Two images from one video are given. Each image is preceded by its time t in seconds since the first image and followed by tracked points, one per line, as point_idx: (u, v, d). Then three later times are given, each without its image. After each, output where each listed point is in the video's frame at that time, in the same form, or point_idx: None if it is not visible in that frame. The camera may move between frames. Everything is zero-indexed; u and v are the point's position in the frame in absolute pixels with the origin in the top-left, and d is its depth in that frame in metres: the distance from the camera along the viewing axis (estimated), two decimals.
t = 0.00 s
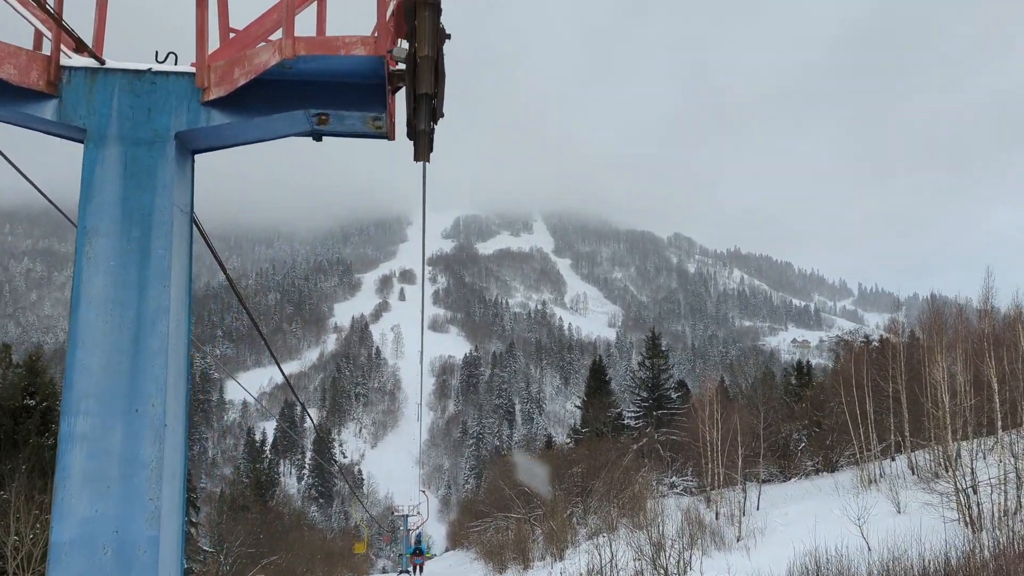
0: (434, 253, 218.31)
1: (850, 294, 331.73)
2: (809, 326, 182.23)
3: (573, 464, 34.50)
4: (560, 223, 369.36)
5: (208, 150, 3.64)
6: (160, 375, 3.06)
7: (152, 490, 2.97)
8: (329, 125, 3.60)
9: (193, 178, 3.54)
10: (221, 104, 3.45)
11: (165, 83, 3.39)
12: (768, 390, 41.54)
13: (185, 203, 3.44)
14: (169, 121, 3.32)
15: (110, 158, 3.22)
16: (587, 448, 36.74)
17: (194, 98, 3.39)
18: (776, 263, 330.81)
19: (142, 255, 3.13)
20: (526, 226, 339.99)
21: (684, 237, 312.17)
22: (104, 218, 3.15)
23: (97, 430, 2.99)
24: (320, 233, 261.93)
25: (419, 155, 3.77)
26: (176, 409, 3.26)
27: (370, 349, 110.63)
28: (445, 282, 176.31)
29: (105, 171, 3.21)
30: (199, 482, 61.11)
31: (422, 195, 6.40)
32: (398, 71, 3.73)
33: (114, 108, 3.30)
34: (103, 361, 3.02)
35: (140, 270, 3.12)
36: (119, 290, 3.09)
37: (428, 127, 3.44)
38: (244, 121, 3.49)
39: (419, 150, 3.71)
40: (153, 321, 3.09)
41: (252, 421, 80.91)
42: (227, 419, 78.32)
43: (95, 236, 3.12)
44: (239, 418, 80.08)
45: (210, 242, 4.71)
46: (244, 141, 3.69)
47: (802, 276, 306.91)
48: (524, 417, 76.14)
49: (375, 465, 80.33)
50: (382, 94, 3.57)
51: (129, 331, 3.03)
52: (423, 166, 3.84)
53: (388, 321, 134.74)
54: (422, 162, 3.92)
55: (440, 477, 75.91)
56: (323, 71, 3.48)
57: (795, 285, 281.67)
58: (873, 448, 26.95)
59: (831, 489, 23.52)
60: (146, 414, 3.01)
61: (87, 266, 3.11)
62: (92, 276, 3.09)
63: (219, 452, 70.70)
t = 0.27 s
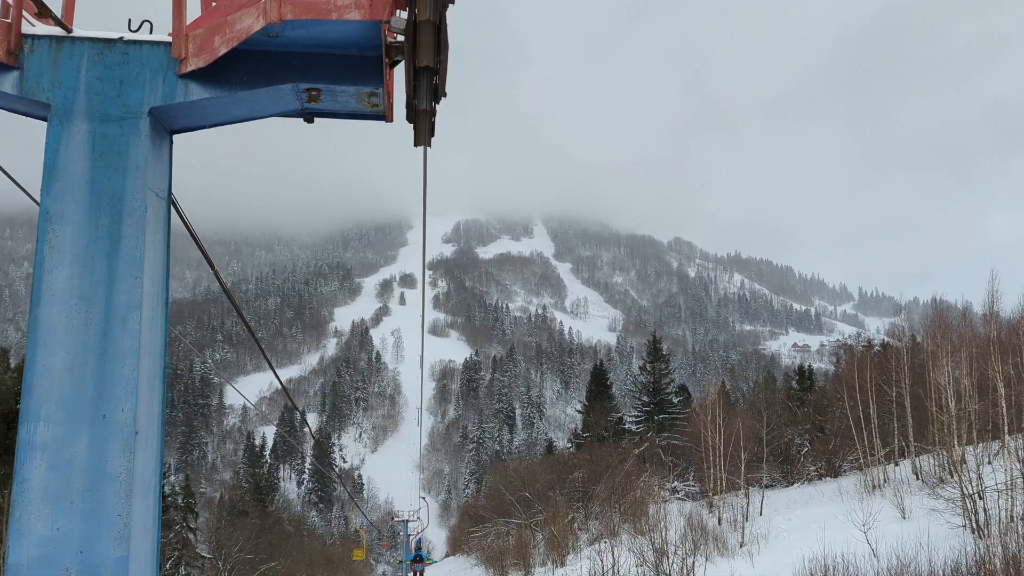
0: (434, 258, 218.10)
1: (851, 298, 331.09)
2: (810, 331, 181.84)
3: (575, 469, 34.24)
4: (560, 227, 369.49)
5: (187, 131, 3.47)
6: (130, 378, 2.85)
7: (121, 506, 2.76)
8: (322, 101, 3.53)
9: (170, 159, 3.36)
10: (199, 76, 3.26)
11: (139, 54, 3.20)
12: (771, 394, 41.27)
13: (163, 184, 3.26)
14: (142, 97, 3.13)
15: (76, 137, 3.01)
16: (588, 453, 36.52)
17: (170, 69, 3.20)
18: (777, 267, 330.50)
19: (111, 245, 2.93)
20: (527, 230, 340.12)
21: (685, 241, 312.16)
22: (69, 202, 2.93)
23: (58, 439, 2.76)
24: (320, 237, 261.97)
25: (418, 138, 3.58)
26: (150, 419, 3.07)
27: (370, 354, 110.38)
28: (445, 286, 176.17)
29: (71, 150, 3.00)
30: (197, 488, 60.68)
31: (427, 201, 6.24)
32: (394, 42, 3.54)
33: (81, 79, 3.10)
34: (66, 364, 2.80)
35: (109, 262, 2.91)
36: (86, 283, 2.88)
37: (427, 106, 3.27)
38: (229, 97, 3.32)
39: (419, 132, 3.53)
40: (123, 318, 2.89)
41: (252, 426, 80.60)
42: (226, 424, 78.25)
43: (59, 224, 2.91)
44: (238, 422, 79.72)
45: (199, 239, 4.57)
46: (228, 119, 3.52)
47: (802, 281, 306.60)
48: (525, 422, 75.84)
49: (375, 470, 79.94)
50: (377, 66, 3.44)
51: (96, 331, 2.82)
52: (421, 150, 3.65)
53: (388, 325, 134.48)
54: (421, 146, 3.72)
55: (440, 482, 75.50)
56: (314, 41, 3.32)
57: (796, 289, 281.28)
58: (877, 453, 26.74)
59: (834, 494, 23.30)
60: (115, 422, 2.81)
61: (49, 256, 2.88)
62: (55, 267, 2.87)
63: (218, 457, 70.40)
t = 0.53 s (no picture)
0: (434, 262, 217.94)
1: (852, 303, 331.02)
2: (811, 335, 181.47)
3: (576, 474, 34.06)
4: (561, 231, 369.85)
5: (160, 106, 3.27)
6: (91, 381, 2.61)
7: (78, 530, 2.54)
8: (308, 74, 3.28)
9: (141, 136, 3.14)
10: (169, 40, 3.00)
11: (107, 17, 2.96)
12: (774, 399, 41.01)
13: (132, 163, 3.05)
14: (107, 67, 2.88)
15: (30, 108, 2.79)
16: (589, 457, 36.39)
17: (139, 34, 2.96)
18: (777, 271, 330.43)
19: (70, 229, 2.70)
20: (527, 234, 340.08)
21: (685, 246, 312.21)
22: (19, 181, 2.70)
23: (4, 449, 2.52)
24: (321, 241, 262.17)
25: (418, 121, 3.40)
26: (112, 429, 2.82)
27: (371, 358, 110.20)
28: (445, 290, 176.11)
29: (27, 120, 2.77)
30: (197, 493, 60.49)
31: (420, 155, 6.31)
32: (390, 7, 3.23)
33: (38, 43, 2.85)
34: (16, 364, 2.56)
35: (68, 250, 2.68)
36: (40, 274, 2.65)
37: (429, 81, 3.13)
38: (208, 65, 3.07)
39: (419, 114, 3.35)
40: (84, 312, 2.65)
41: (252, 431, 80.39)
42: (225, 428, 78.20)
43: (8, 206, 2.66)
44: (238, 427, 79.50)
45: (176, 227, 4.36)
46: (206, 94, 3.32)
47: (802, 285, 306.39)
48: (525, 427, 75.56)
49: (375, 474, 79.60)
50: (373, 35, 3.22)
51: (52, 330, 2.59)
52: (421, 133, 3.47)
53: (388, 329, 134.27)
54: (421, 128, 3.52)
55: (440, 487, 75.15)
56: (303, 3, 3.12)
57: (797, 293, 281.07)
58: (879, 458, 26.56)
59: (837, 500, 23.10)
60: (73, 429, 2.57)
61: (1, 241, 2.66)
62: (5, 260, 2.63)
63: (218, 462, 70.10)
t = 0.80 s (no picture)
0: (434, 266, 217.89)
1: (851, 306, 331.44)
2: (811, 339, 181.59)
3: (577, 480, 33.70)
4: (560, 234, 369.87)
5: (128, 74, 2.51)
6: (40, 382, 1.97)
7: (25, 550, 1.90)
8: (301, 41, 2.52)
9: (105, 105, 2.43)
10: None
11: None
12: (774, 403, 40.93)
13: (93, 135, 2.34)
14: (61, 21, 2.16)
15: None
16: (591, 462, 36.06)
17: None
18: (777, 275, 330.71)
19: (18, 208, 2.02)
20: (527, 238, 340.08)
21: (684, 249, 312.39)
22: None
23: None
24: (321, 245, 261.90)
25: (415, 98, 3.19)
26: (71, 444, 2.16)
27: (371, 362, 110.05)
28: (445, 294, 175.89)
29: None
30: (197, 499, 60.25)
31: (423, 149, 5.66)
32: None
33: None
34: None
35: (13, 227, 2.02)
36: None
37: (429, 50, 2.90)
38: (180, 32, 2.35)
39: (416, 91, 3.14)
40: (35, 301, 2.00)
41: (252, 435, 80.03)
42: (226, 433, 77.54)
43: None
44: (237, 431, 79.13)
45: (152, 212, 3.72)
46: (182, 62, 2.55)
47: (802, 289, 306.85)
48: (525, 431, 75.49)
49: (375, 479, 79.32)
50: None
51: None
52: (417, 109, 3.26)
53: (388, 333, 134.11)
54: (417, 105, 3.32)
55: (440, 491, 74.94)
56: None
57: (797, 297, 281.32)
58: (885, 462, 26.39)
59: (842, 506, 22.81)
60: (20, 436, 1.92)
61: None
62: None
63: (217, 467, 69.75)
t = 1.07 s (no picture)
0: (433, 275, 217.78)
1: (850, 315, 331.58)
2: (810, 347, 181.50)
3: (577, 489, 33.46)
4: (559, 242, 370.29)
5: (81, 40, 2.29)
6: None
7: None
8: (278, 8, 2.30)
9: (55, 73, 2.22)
10: None
11: None
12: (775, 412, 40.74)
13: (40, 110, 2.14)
14: None
15: None
16: (592, 472, 35.76)
17: None
18: (775, 283, 331.03)
19: None
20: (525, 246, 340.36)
21: (684, 258, 312.95)
22: None
23: None
24: (320, 254, 261.73)
25: (414, 75, 2.97)
26: (14, 441, 1.94)
27: (370, 371, 109.74)
28: (445, 303, 175.62)
29: None
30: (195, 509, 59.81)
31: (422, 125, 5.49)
32: None
33: None
34: None
35: None
36: None
37: (427, 19, 2.80)
38: None
39: (416, 68, 2.93)
40: None
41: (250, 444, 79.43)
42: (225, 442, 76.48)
43: None
44: (236, 441, 78.46)
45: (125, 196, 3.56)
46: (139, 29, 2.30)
47: (801, 297, 307.16)
48: (525, 441, 75.27)
49: (374, 488, 78.84)
50: None
51: None
52: (417, 87, 3.03)
53: (388, 342, 133.84)
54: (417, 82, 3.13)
55: (440, 500, 74.47)
56: None
57: (796, 305, 281.49)
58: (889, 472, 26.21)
59: (844, 516, 22.64)
60: None
61: None
62: None
63: (216, 477, 69.16)
